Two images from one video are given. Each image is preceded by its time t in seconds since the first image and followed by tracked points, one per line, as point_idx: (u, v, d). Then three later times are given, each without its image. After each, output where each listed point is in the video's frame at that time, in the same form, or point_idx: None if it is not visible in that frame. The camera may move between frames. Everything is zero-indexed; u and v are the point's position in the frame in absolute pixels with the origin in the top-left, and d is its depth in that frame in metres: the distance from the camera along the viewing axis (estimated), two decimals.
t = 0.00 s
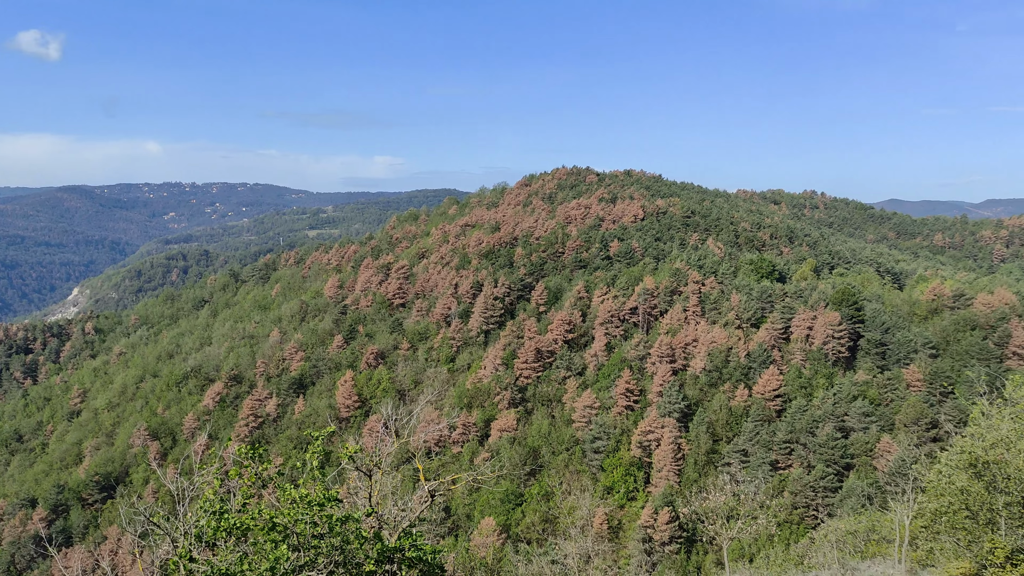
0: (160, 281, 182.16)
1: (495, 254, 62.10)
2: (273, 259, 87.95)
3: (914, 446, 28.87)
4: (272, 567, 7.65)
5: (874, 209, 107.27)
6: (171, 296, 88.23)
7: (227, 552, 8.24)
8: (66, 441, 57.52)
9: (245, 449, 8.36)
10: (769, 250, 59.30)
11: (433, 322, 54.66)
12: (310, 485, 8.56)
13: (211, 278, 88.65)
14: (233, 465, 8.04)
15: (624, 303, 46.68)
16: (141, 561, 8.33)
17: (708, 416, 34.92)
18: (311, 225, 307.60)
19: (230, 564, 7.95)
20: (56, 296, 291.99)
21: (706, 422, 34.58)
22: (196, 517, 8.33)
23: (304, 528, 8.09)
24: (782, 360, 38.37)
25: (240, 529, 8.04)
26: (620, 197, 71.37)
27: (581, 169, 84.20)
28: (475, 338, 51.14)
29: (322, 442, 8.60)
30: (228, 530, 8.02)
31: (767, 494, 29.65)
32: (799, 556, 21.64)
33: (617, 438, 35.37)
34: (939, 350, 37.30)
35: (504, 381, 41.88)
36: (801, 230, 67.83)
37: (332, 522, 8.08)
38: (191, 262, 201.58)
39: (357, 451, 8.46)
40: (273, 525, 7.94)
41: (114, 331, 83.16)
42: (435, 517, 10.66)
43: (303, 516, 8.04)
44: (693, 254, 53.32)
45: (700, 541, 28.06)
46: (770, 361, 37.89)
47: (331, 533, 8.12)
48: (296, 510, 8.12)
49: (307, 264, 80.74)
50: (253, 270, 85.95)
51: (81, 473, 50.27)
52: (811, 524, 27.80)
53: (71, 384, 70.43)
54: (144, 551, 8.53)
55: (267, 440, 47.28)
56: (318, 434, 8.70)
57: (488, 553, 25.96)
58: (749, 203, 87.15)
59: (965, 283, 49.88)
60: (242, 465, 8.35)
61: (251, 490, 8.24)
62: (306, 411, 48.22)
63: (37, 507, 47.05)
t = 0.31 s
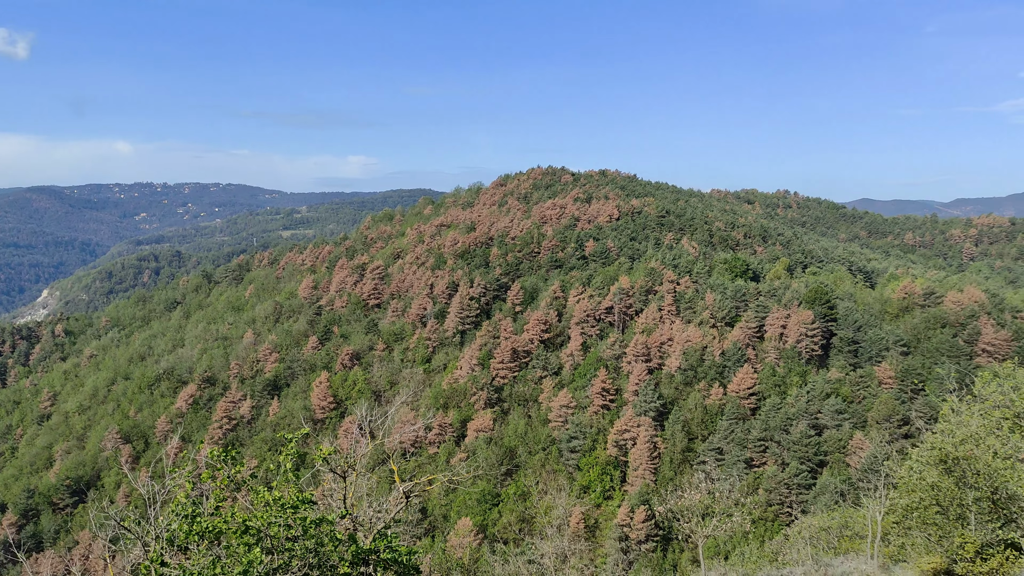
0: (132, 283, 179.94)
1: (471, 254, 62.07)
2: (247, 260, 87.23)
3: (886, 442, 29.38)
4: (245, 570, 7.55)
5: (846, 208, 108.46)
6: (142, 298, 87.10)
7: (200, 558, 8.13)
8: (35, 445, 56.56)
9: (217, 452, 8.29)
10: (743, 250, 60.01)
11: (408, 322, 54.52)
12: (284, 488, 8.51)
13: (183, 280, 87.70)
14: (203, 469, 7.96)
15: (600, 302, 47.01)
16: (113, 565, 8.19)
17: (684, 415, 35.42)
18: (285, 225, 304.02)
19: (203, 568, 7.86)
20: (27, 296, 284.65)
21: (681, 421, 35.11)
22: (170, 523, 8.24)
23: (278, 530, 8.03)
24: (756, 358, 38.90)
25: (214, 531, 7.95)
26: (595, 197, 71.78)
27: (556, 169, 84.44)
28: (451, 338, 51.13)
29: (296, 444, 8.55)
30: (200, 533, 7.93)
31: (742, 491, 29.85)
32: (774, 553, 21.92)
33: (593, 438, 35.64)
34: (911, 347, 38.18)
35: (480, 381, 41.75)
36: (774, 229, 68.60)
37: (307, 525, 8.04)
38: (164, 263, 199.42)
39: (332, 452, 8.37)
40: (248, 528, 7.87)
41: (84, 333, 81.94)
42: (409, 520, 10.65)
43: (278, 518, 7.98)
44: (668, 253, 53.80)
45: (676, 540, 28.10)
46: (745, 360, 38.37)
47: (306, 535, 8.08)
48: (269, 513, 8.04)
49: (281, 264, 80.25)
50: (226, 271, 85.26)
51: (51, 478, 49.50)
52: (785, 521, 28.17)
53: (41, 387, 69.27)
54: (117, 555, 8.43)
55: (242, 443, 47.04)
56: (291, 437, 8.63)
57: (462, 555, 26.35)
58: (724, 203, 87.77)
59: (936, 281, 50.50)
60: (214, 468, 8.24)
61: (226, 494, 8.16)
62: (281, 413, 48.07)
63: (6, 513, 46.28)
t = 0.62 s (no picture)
0: (99, 285, 177.32)
1: (443, 255, 62.02)
2: (216, 261, 86.48)
3: (854, 439, 30.62)
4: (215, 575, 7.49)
5: (814, 208, 109.97)
6: (109, 301, 85.76)
7: (168, 564, 8.07)
8: None
9: (184, 457, 8.18)
10: (714, 250, 60.58)
11: (381, 324, 54.37)
12: (253, 492, 8.43)
13: (151, 283, 86.65)
14: (170, 474, 7.90)
15: (573, 302, 46.98)
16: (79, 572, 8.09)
17: (656, 414, 35.55)
18: (257, 227, 300.86)
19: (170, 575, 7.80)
20: None
21: (654, 420, 35.18)
22: (137, 529, 8.15)
23: (247, 535, 7.99)
24: (727, 358, 39.15)
25: (182, 537, 7.87)
26: (567, 198, 72.19)
27: (528, 170, 84.76)
28: (423, 340, 51.05)
29: (266, 447, 8.48)
30: (169, 539, 7.85)
31: (714, 489, 30.60)
32: (747, 550, 22.38)
33: (566, 438, 35.85)
34: (878, 346, 39.23)
35: (453, 383, 41.63)
36: (745, 229, 69.46)
37: (277, 529, 7.99)
38: (130, 265, 196.94)
39: (301, 456, 8.30)
40: (218, 532, 7.81)
41: (49, 337, 80.47)
42: (380, 522, 10.65)
43: (247, 523, 7.92)
44: (640, 253, 54.24)
45: (648, 539, 28.57)
46: (715, 360, 38.74)
47: (276, 539, 8.05)
48: (239, 517, 7.98)
49: (252, 266, 79.69)
50: (195, 272, 84.49)
51: (15, 485, 48.57)
52: (756, 519, 28.89)
53: (4, 393, 67.99)
54: (84, 561, 8.35)
55: (212, 448, 46.67)
56: (260, 441, 8.57)
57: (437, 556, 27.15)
58: (694, 203, 88.64)
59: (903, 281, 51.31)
60: (182, 473, 8.15)
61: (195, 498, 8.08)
62: (252, 416, 47.83)
63: None
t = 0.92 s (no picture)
0: (58, 290, 173.79)
1: (410, 257, 61.69)
2: (179, 265, 85.62)
3: (818, 438, 30.92)
4: None
5: (778, 209, 111.43)
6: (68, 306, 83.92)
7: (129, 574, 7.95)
8: None
9: (145, 463, 8.08)
10: (680, 251, 61.70)
11: (347, 327, 54.12)
12: (215, 497, 8.34)
13: (112, 287, 85.20)
14: (129, 481, 7.79)
15: (540, 304, 47.16)
16: None
17: (623, 415, 36.08)
18: (219, 229, 298.49)
19: None
20: None
21: (621, 421, 35.80)
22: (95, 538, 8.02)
23: (210, 541, 7.91)
24: (693, 358, 39.52)
25: (143, 545, 7.75)
26: (534, 199, 72.54)
27: (495, 172, 84.88)
28: (390, 343, 51.01)
29: (229, 453, 8.39)
30: (129, 547, 7.73)
31: (680, 489, 30.76)
32: (713, 548, 22.83)
33: (535, 440, 36.14)
34: (841, 346, 40.09)
35: (420, 386, 41.49)
36: (710, 231, 70.25)
37: (238, 535, 7.91)
38: (90, 269, 193.43)
39: (265, 461, 8.21)
40: (178, 540, 7.72)
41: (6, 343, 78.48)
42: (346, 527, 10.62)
43: (208, 530, 7.82)
44: (607, 255, 54.60)
45: (616, 539, 28.53)
46: (682, 360, 39.17)
47: (239, 546, 7.97)
48: (200, 524, 7.88)
49: (215, 269, 78.90)
50: (157, 276, 83.52)
51: None
52: (723, 518, 28.96)
53: None
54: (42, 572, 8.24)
55: (176, 455, 46.19)
56: (222, 446, 8.48)
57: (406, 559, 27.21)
58: (660, 205, 89.61)
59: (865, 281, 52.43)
60: (143, 480, 8.03)
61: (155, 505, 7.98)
62: (216, 421, 47.37)
63: None
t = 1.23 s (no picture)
0: (17, 295, 170.46)
1: (377, 260, 61.45)
2: (141, 268, 84.80)
3: (784, 438, 31.43)
4: None
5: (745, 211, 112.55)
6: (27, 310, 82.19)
7: None
8: None
9: (105, 470, 7.94)
10: (647, 253, 62.12)
11: (313, 330, 53.91)
12: (175, 505, 8.20)
13: (72, 291, 83.61)
14: (89, 489, 7.65)
15: (509, 306, 47.10)
16: None
17: (593, 417, 36.13)
18: (184, 232, 294.10)
19: None
20: None
21: (590, 423, 35.84)
22: (52, 547, 7.84)
23: (172, 549, 7.78)
24: (661, 359, 39.87)
25: (104, 554, 7.60)
26: (502, 202, 72.58)
27: (463, 174, 84.60)
28: (358, 346, 50.95)
29: (192, 458, 8.27)
30: (88, 556, 7.58)
31: (648, 490, 30.99)
32: (679, 549, 22.89)
33: (503, 442, 36.20)
34: (806, 346, 40.77)
35: (388, 390, 41.33)
36: (675, 233, 70.83)
37: (199, 543, 7.79)
38: (50, 272, 189.80)
39: (226, 468, 8.08)
40: (139, 548, 7.57)
41: None
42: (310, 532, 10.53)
43: (169, 538, 7.70)
44: (574, 258, 54.76)
45: (586, 540, 29.05)
46: (650, 361, 39.51)
47: (201, 554, 7.85)
48: (163, 531, 7.74)
49: (179, 273, 78.05)
50: (119, 280, 82.46)
51: None
52: (691, 518, 29.41)
53: None
54: None
55: (139, 461, 45.81)
56: (183, 452, 8.35)
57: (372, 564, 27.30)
58: (626, 208, 89.99)
59: (828, 282, 53.17)
60: (104, 487, 7.89)
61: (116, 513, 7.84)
62: (180, 427, 46.95)
63: None
